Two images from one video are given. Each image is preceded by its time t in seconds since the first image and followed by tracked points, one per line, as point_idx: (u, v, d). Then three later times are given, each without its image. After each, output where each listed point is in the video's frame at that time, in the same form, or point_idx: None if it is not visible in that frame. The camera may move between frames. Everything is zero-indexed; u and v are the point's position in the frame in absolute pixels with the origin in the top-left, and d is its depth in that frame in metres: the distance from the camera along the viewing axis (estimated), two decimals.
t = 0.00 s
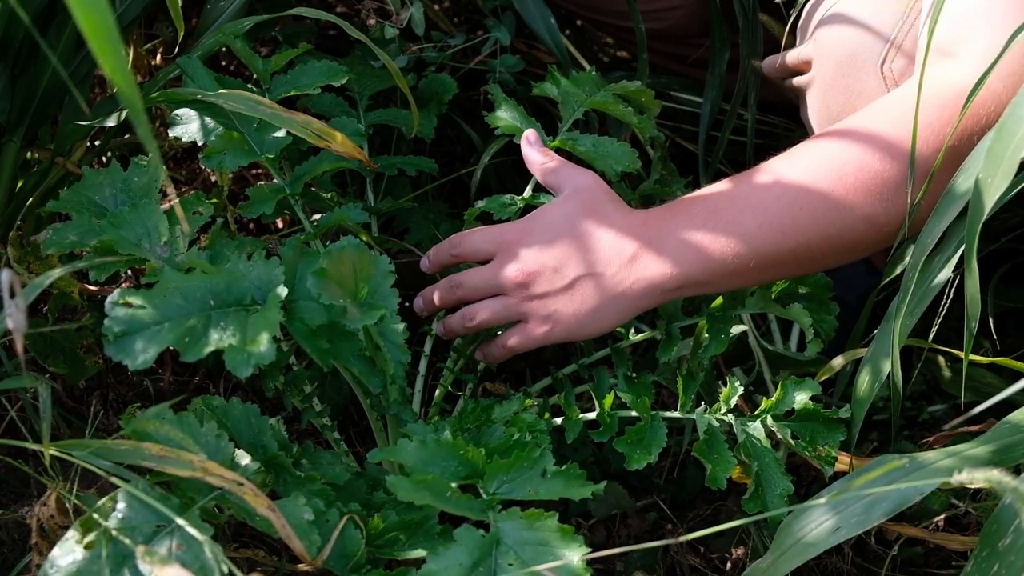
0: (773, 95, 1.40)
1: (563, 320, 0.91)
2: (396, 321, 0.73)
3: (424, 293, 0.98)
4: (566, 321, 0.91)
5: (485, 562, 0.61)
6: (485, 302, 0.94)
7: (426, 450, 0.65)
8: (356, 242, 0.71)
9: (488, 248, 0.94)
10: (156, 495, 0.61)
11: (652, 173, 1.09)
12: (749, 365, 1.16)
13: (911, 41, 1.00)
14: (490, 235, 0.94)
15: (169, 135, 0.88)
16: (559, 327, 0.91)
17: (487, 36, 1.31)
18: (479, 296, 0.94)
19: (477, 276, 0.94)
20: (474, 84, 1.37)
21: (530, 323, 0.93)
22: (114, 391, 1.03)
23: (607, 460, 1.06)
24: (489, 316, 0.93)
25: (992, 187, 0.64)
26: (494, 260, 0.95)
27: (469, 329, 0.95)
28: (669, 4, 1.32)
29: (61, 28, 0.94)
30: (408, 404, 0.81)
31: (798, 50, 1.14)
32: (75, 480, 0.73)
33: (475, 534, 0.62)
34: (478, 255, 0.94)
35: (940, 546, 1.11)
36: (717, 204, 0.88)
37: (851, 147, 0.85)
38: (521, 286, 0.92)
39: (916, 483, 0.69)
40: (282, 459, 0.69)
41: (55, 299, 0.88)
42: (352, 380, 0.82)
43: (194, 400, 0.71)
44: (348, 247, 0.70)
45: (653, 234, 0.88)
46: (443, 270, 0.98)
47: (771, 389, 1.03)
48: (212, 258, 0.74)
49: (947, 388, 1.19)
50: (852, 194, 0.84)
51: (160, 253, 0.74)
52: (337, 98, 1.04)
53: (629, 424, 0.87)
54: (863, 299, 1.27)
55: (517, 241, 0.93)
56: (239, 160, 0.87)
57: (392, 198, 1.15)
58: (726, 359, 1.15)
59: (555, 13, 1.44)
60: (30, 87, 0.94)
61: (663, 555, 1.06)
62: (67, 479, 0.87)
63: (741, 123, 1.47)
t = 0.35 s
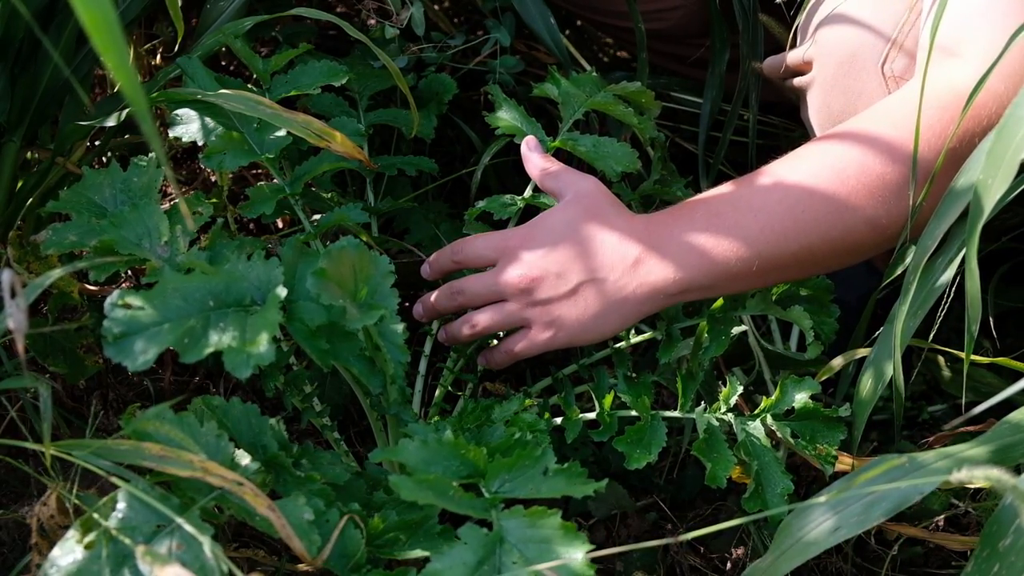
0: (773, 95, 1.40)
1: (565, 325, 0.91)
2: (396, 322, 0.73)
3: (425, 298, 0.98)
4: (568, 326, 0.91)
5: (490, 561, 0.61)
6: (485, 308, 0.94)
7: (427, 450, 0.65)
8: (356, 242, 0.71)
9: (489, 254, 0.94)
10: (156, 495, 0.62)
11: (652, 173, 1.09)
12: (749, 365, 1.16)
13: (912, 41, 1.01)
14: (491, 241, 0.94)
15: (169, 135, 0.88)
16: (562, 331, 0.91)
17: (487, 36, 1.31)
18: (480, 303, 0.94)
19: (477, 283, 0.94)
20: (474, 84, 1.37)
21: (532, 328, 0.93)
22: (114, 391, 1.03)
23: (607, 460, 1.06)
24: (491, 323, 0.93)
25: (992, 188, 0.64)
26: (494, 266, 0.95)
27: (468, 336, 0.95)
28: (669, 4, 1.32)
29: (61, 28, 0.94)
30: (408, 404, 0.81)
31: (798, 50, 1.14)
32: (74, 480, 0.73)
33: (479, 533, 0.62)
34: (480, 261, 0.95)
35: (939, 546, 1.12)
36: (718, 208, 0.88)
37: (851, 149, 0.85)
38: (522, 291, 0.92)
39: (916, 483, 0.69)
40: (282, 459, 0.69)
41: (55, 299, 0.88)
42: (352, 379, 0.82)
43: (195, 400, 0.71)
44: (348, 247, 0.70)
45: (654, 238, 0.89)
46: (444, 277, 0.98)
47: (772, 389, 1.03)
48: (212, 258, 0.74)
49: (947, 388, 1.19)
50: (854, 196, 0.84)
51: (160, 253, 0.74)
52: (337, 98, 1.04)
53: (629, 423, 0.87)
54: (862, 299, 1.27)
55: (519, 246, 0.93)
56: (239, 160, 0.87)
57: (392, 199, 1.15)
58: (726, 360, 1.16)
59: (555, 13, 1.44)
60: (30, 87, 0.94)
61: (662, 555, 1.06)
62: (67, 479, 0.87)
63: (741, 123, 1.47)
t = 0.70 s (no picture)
0: (773, 95, 1.40)
1: (566, 327, 0.91)
2: (396, 321, 0.73)
3: (421, 300, 0.98)
4: (570, 329, 0.91)
5: (485, 561, 0.61)
6: (484, 313, 0.94)
7: (425, 449, 0.65)
8: (357, 242, 0.71)
9: (488, 258, 0.94)
10: (156, 495, 0.62)
11: (651, 173, 1.09)
12: (749, 365, 1.16)
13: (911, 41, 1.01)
14: (490, 245, 0.94)
15: (169, 135, 0.88)
16: (563, 334, 0.91)
17: (487, 36, 1.30)
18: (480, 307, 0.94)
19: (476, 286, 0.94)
20: (473, 83, 1.37)
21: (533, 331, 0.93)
22: (114, 391, 1.03)
23: (607, 460, 1.06)
24: (491, 327, 0.93)
25: (992, 189, 0.64)
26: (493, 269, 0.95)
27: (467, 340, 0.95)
28: (669, 5, 1.32)
29: (61, 28, 0.94)
30: (408, 404, 0.81)
31: (797, 51, 1.14)
32: (75, 480, 0.73)
33: (475, 533, 0.62)
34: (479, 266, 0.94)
35: (939, 547, 1.12)
36: (717, 212, 0.87)
37: (849, 151, 0.85)
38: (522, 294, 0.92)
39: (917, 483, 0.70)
40: (282, 459, 0.69)
41: (56, 299, 0.88)
42: (352, 379, 0.82)
43: (195, 400, 0.71)
44: (349, 247, 0.70)
45: (654, 242, 0.88)
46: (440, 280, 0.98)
47: (772, 388, 1.03)
48: (212, 258, 0.74)
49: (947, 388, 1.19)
50: (854, 199, 0.84)
51: (160, 253, 0.74)
52: (337, 98, 1.04)
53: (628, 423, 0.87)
54: (862, 299, 1.27)
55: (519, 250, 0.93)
56: (238, 160, 0.87)
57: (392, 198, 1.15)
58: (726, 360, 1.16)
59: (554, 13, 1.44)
60: (30, 87, 0.94)
61: (663, 555, 1.06)
62: (67, 479, 0.87)
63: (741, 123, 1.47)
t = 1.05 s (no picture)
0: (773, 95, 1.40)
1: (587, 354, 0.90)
2: (396, 322, 0.73)
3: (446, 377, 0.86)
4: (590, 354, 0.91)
5: (481, 563, 0.61)
6: (523, 363, 0.84)
7: (424, 451, 0.65)
8: (357, 242, 0.71)
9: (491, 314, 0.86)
10: (156, 495, 0.61)
11: (651, 173, 1.09)
12: (749, 365, 1.16)
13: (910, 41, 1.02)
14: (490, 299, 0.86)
15: (169, 134, 0.88)
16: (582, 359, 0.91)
17: (487, 36, 1.30)
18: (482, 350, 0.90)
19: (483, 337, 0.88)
20: (473, 83, 1.37)
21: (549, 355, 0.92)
22: (114, 390, 1.03)
23: (607, 460, 1.06)
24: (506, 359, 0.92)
25: (992, 191, 0.64)
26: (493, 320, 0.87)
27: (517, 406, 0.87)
28: (669, 5, 1.32)
29: (61, 28, 0.94)
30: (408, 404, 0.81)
31: (797, 50, 1.14)
32: (75, 480, 0.73)
33: (472, 536, 0.62)
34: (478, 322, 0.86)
35: (939, 547, 1.12)
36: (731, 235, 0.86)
37: (860, 167, 0.84)
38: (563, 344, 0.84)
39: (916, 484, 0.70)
40: (282, 459, 0.69)
41: (55, 298, 0.88)
42: (352, 379, 0.82)
43: (194, 400, 0.71)
44: (349, 246, 0.70)
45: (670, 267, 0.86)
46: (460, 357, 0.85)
47: (772, 389, 1.03)
48: (211, 258, 0.74)
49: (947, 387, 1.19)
50: (869, 218, 0.83)
51: (160, 253, 0.74)
52: (337, 98, 1.04)
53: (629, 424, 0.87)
54: (862, 300, 1.27)
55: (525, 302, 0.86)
56: (238, 160, 0.87)
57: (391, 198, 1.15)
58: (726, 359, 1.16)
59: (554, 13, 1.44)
60: (30, 86, 0.94)
61: (663, 555, 1.06)
62: (67, 479, 0.87)
63: (741, 123, 1.47)
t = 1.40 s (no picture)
0: (773, 95, 1.40)
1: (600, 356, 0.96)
2: (396, 322, 0.73)
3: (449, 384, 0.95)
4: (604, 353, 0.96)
5: (484, 563, 0.61)
6: (496, 333, 0.95)
7: (426, 450, 0.65)
8: (356, 242, 0.70)
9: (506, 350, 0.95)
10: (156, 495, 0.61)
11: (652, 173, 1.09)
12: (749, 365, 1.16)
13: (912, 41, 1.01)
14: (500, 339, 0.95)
15: (169, 135, 0.88)
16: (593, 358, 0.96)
17: (487, 36, 1.30)
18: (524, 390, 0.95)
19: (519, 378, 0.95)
20: (473, 83, 1.37)
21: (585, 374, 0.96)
22: (114, 391, 1.03)
23: (607, 460, 1.06)
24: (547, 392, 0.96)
25: (994, 191, 0.64)
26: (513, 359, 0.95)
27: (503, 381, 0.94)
28: (669, 5, 1.32)
29: (61, 28, 0.94)
30: (409, 404, 0.81)
31: (797, 51, 1.15)
32: (74, 480, 0.73)
33: (474, 534, 0.62)
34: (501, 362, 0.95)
35: (939, 547, 1.12)
36: (698, 226, 0.91)
37: (831, 158, 0.86)
38: (529, 310, 0.94)
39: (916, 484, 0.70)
40: (282, 459, 0.69)
41: (56, 298, 0.88)
42: (352, 379, 0.82)
43: (195, 400, 0.71)
44: (348, 247, 0.70)
45: (643, 258, 0.92)
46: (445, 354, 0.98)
47: (773, 388, 1.03)
48: (212, 258, 0.74)
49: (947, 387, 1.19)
50: (838, 204, 0.85)
51: (161, 253, 0.74)
52: (337, 98, 1.04)
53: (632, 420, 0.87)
54: (862, 300, 1.27)
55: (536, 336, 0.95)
56: (239, 160, 0.87)
57: (392, 198, 1.15)
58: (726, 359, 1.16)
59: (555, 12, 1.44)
60: (30, 87, 0.94)
61: (662, 555, 1.06)
62: (67, 479, 0.86)
63: (741, 123, 1.47)
